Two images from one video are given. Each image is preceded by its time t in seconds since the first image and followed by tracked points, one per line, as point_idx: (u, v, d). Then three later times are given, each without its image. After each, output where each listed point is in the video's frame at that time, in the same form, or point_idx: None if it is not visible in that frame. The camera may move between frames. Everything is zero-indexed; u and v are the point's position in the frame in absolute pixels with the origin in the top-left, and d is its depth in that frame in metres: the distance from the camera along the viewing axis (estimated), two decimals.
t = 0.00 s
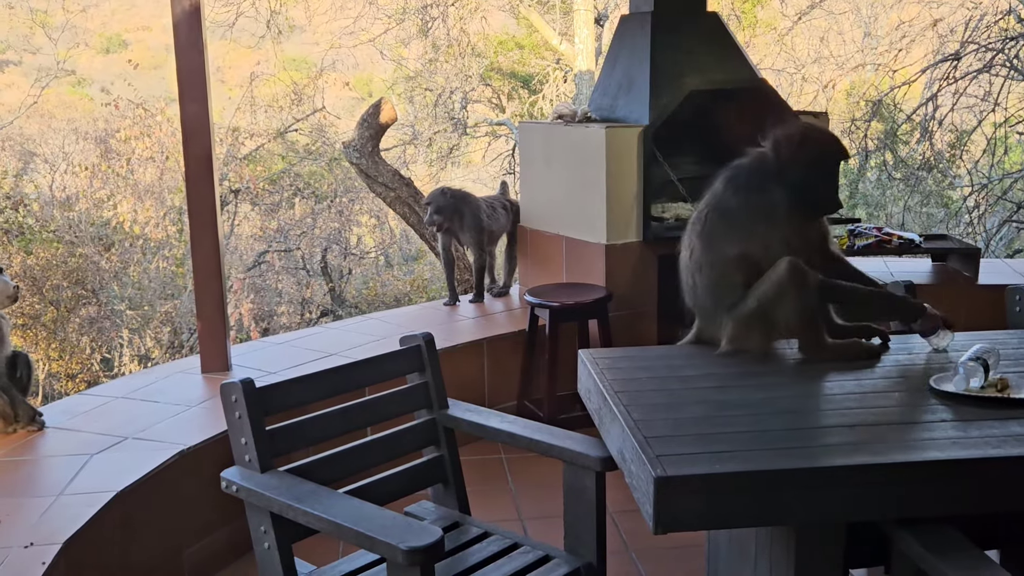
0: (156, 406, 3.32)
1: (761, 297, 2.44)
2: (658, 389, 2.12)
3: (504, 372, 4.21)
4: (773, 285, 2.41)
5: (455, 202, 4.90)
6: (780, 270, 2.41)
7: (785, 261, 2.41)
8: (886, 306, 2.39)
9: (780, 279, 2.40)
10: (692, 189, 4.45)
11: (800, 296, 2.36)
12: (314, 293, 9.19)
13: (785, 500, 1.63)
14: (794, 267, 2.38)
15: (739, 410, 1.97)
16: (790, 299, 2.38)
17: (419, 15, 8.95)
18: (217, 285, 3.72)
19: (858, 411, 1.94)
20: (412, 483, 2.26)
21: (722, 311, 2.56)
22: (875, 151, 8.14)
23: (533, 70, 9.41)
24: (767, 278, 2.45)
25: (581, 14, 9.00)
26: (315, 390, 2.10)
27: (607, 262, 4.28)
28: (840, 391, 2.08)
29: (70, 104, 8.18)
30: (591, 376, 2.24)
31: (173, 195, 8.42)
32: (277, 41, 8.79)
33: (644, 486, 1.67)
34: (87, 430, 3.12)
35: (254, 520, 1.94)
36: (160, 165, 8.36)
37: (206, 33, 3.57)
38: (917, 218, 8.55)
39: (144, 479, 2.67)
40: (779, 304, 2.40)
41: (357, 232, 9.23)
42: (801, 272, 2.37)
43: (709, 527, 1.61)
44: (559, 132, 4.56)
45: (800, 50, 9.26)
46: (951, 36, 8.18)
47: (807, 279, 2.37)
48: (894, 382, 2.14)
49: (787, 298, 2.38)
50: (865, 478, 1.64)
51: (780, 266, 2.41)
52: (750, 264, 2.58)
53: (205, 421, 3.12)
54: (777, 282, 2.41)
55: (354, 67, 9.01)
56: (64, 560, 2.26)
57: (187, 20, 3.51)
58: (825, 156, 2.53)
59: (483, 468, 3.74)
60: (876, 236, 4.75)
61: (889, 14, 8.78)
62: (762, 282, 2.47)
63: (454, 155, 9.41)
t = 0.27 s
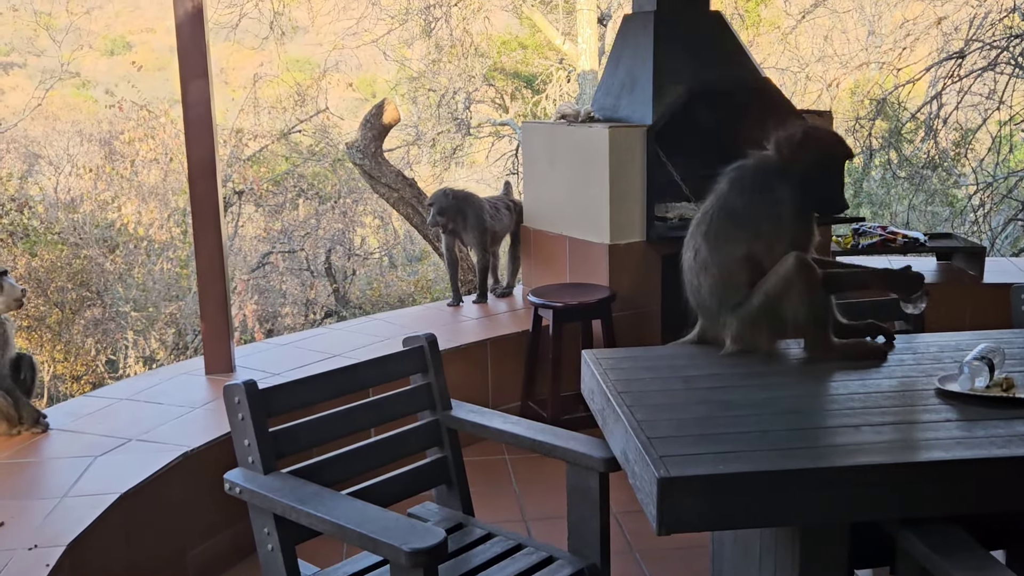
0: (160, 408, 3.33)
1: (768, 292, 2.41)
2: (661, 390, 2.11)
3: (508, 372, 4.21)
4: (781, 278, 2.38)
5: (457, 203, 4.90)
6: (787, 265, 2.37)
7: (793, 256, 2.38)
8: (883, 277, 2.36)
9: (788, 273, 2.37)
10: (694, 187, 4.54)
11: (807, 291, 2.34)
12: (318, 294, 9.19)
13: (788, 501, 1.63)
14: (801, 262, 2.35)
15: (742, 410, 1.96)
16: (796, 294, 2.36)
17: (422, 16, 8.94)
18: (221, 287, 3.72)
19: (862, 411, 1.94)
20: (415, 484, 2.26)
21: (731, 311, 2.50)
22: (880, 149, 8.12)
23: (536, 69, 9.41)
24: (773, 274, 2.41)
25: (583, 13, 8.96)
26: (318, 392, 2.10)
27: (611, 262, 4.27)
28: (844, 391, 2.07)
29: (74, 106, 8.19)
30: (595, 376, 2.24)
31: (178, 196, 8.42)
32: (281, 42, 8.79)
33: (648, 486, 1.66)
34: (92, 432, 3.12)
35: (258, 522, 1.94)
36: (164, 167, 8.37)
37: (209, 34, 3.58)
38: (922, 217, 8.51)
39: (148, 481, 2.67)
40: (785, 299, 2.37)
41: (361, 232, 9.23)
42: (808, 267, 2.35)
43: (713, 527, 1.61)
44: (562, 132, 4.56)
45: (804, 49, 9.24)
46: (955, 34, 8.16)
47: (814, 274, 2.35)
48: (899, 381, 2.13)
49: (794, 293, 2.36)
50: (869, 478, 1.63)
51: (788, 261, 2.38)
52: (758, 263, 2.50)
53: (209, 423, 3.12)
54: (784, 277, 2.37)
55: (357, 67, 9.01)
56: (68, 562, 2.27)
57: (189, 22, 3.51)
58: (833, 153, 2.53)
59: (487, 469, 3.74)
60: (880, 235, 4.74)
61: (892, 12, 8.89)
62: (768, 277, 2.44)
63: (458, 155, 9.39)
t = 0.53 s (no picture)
0: (162, 411, 3.33)
1: (769, 292, 2.38)
2: (662, 391, 2.11)
3: (509, 374, 4.21)
4: (782, 278, 2.34)
5: (457, 205, 4.90)
6: (790, 264, 2.33)
7: (795, 254, 2.34)
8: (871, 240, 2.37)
9: (790, 272, 2.33)
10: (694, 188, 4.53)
11: (808, 291, 2.31)
12: (320, 295, 9.21)
13: (789, 503, 1.62)
14: (803, 261, 2.31)
15: (742, 410, 1.96)
16: (797, 294, 2.33)
17: (423, 16, 8.95)
18: (221, 289, 3.72)
19: (863, 411, 1.94)
20: (416, 487, 2.26)
21: (733, 311, 2.49)
22: (881, 148, 8.11)
23: (537, 70, 9.41)
24: (773, 274, 2.38)
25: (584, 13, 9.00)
26: (319, 394, 2.10)
27: (612, 263, 4.27)
28: (844, 392, 2.07)
29: (76, 108, 8.19)
30: (596, 378, 2.23)
31: (179, 198, 8.43)
32: (282, 44, 8.80)
33: (648, 489, 1.66)
34: (93, 435, 3.12)
35: (259, 525, 1.94)
36: (165, 169, 8.37)
37: (209, 36, 3.57)
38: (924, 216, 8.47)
39: (149, 484, 2.67)
40: (786, 299, 2.35)
41: (363, 233, 9.23)
42: (811, 267, 2.31)
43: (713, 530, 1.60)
44: (562, 132, 4.55)
45: (805, 48, 9.23)
46: (957, 33, 8.15)
47: (815, 273, 2.31)
48: (901, 382, 2.13)
49: (795, 293, 2.33)
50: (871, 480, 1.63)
51: (789, 260, 2.34)
52: (760, 265, 2.47)
53: (211, 425, 3.12)
54: (785, 277, 2.34)
55: (359, 68, 9.00)
56: (69, 565, 2.27)
57: (189, 24, 3.51)
58: (836, 154, 2.54)
59: (489, 470, 3.74)
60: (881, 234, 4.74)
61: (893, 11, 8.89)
62: (768, 277, 2.41)
63: (460, 155, 9.39)
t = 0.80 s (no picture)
0: (161, 413, 3.33)
1: (768, 291, 2.38)
2: (660, 391, 2.11)
3: (509, 374, 4.21)
4: (782, 276, 2.35)
5: (455, 205, 4.90)
6: (789, 262, 2.34)
7: (793, 253, 2.36)
8: (862, 224, 2.37)
9: (790, 270, 2.34)
10: (693, 188, 4.48)
11: (808, 289, 2.34)
12: (320, 296, 9.21)
13: (788, 503, 1.62)
14: (802, 260, 2.34)
15: (741, 411, 1.96)
16: (797, 292, 2.35)
17: (422, 17, 8.95)
18: (221, 291, 3.72)
19: (862, 411, 1.94)
20: (415, 488, 2.26)
21: (733, 311, 2.47)
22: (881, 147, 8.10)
23: (537, 70, 9.39)
24: (772, 273, 2.38)
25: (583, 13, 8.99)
26: (317, 396, 2.10)
27: (611, 263, 4.27)
28: (842, 392, 2.07)
29: (76, 109, 8.21)
30: (594, 378, 2.23)
31: (178, 199, 8.42)
32: (281, 44, 8.80)
33: (646, 490, 1.66)
34: (93, 437, 3.12)
35: (257, 527, 1.94)
36: (165, 170, 8.37)
37: (206, 38, 3.58)
38: (924, 214, 8.37)
39: (148, 486, 2.67)
40: (786, 298, 2.36)
41: (363, 233, 9.22)
42: (809, 265, 2.34)
43: (712, 530, 1.60)
44: (561, 133, 4.55)
45: (805, 47, 9.24)
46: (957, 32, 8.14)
47: (813, 270, 2.35)
48: (899, 381, 2.13)
49: (795, 292, 2.34)
50: (870, 480, 1.63)
51: (789, 258, 2.35)
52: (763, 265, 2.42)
53: (210, 427, 3.12)
54: (785, 275, 2.35)
55: (359, 69, 9.00)
56: (68, 568, 2.27)
57: (187, 26, 3.51)
58: (831, 150, 2.47)
59: (489, 471, 3.74)
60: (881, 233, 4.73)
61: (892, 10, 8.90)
62: (768, 276, 2.40)
63: (460, 155, 9.38)
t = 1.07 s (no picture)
0: (159, 414, 3.33)
1: (767, 288, 2.37)
2: (658, 391, 2.11)
3: (508, 374, 4.21)
4: (781, 273, 2.33)
5: (452, 205, 4.91)
6: (789, 258, 2.32)
7: (792, 249, 2.33)
8: (859, 219, 2.31)
9: (789, 267, 2.32)
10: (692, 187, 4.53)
11: (806, 286, 2.32)
12: (320, 296, 9.21)
13: (785, 502, 1.62)
14: (801, 257, 2.31)
15: (739, 410, 1.96)
16: (796, 290, 2.33)
17: (420, 17, 8.95)
18: (219, 292, 3.72)
19: (860, 410, 1.94)
20: (413, 488, 2.26)
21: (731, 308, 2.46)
22: (880, 146, 8.09)
23: (535, 69, 9.42)
24: (771, 270, 2.36)
25: (582, 14, 8.86)
26: (315, 396, 2.10)
27: (610, 263, 4.27)
28: (840, 391, 2.07)
29: (74, 110, 8.20)
30: (593, 378, 2.23)
31: (177, 200, 8.43)
32: (280, 45, 8.80)
33: (644, 490, 1.66)
34: (91, 438, 3.12)
35: (255, 527, 1.93)
36: (163, 170, 8.36)
37: (203, 38, 3.57)
38: (924, 214, 8.46)
39: (146, 487, 2.66)
40: (784, 295, 2.35)
41: (362, 234, 9.22)
42: (809, 262, 2.32)
43: (709, 530, 1.60)
44: (559, 132, 4.55)
45: (803, 46, 9.24)
46: (955, 31, 8.14)
47: (812, 267, 2.32)
48: (897, 380, 2.13)
49: (793, 289, 2.33)
50: (867, 479, 1.63)
51: (789, 254, 2.32)
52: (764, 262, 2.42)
53: (208, 428, 3.12)
54: (784, 272, 2.33)
55: (358, 69, 8.99)
56: (66, 569, 2.27)
57: (184, 26, 3.51)
58: (818, 149, 2.42)
59: (487, 471, 3.74)
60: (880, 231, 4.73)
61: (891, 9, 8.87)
62: (767, 272, 2.38)
63: (458, 155, 9.39)
